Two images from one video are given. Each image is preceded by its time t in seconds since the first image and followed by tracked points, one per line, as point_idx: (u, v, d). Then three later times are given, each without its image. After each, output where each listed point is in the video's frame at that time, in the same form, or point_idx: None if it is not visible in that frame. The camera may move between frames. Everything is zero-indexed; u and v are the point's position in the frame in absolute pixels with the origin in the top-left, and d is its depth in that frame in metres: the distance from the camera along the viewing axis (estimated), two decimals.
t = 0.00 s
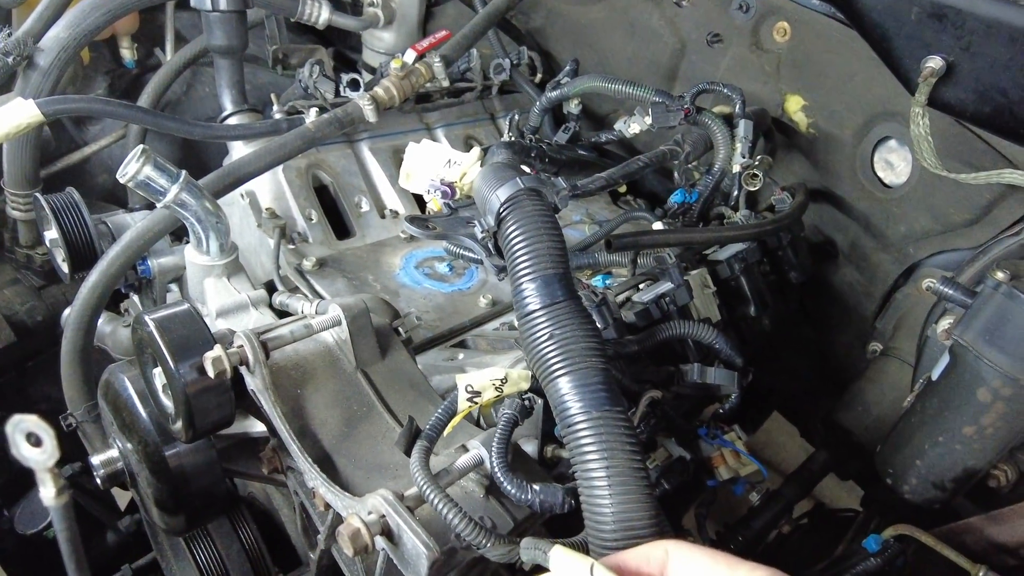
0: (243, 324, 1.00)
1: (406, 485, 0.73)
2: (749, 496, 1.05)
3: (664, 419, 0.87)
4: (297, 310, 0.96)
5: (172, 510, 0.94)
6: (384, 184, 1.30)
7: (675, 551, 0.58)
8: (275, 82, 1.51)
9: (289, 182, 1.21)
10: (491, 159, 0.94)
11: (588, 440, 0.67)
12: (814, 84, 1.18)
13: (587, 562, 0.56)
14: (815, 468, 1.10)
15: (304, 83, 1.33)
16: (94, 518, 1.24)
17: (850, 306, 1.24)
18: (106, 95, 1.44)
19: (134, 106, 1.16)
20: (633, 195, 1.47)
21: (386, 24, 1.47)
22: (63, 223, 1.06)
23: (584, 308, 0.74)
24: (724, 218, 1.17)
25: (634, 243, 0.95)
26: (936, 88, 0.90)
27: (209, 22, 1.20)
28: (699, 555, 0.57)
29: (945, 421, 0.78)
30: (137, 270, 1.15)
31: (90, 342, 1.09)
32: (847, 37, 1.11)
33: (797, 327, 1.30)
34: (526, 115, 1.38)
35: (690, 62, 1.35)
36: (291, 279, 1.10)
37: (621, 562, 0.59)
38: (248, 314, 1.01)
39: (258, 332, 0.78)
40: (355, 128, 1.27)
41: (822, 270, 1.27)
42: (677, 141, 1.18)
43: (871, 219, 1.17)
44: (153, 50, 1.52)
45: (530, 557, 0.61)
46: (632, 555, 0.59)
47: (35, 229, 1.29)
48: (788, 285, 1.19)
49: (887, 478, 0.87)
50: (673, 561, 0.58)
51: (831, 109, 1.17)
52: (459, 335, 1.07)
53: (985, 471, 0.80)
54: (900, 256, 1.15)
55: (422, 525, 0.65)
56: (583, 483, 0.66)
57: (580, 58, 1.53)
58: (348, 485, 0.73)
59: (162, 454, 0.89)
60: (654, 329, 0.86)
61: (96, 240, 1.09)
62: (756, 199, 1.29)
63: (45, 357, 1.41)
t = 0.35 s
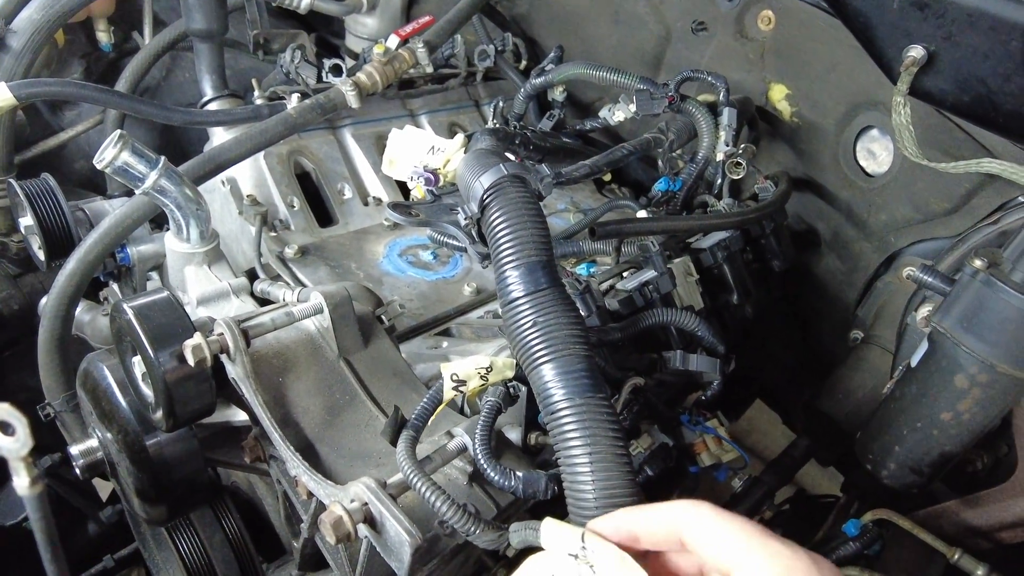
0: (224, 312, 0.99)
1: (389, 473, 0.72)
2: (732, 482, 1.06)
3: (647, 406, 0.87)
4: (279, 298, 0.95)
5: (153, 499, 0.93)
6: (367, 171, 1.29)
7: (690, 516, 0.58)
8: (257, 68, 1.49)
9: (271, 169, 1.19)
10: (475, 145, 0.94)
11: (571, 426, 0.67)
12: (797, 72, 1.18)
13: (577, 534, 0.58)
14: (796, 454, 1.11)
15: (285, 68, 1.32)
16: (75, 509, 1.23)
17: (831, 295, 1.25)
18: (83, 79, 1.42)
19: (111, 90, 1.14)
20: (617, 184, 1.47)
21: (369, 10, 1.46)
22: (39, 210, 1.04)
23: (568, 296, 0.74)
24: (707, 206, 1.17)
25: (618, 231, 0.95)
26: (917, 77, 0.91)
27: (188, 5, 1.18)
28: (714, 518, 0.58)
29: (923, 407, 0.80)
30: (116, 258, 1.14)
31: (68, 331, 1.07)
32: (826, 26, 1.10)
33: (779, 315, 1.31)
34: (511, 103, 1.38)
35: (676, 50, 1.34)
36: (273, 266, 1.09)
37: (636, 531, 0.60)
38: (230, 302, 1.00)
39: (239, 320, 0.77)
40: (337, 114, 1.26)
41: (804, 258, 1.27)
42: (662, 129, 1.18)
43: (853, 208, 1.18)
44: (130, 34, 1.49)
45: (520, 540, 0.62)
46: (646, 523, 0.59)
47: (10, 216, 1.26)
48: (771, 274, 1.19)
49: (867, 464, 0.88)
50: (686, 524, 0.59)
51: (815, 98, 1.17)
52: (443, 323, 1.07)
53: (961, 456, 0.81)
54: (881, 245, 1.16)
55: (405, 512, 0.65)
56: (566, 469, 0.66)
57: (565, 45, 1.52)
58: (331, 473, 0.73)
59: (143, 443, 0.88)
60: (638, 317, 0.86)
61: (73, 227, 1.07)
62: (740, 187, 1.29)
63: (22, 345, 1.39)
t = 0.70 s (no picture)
0: (209, 302, 0.99)
1: (375, 463, 0.72)
2: (719, 471, 1.07)
3: (635, 395, 0.88)
4: (265, 288, 0.94)
5: (139, 490, 0.93)
6: (354, 161, 1.28)
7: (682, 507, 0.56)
8: (243, 56, 1.47)
9: (257, 158, 1.18)
10: (463, 134, 0.93)
11: (559, 415, 0.67)
12: (786, 62, 1.18)
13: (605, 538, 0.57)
14: (784, 443, 1.12)
15: (271, 56, 1.31)
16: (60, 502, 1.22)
17: (819, 285, 1.25)
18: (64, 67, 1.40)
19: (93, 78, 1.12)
20: (607, 174, 1.47)
21: None
22: (20, 199, 1.03)
23: (556, 285, 0.74)
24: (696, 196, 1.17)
25: (607, 220, 0.95)
26: (905, 67, 0.91)
27: None
28: (707, 501, 0.56)
29: (908, 397, 0.80)
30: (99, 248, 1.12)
31: (51, 322, 1.06)
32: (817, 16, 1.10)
33: (768, 305, 1.32)
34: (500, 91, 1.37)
35: (665, 40, 1.34)
36: (259, 257, 1.08)
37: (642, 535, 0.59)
38: (215, 292, 0.99)
39: (223, 310, 0.76)
40: (323, 102, 1.25)
41: (792, 248, 1.28)
42: (651, 119, 1.18)
43: (841, 198, 1.18)
44: (114, 21, 1.47)
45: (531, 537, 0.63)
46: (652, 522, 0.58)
47: None
48: (759, 264, 1.19)
49: (852, 453, 0.89)
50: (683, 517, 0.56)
51: (802, 88, 1.17)
52: (432, 313, 1.06)
53: (945, 445, 0.82)
54: (869, 235, 1.16)
55: (391, 502, 0.64)
56: (554, 458, 0.66)
57: (554, 35, 1.51)
58: (317, 463, 0.73)
59: (127, 435, 0.87)
60: (626, 306, 0.86)
61: (55, 216, 1.06)
62: (728, 178, 1.29)
63: (4, 337, 1.37)
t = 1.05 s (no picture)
0: (196, 296, 0.98)
1: (363, 456, 0.72)
2: (707, 463, 1.07)
3: (622, 387, 0.88)
4: (252, 281, 0.94)
5: (126, 484, 0.92)
6: (343, 153, 1.28)
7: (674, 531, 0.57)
8: (231, 47, 1.46)
9: (245, 150, 1.18)
10: (452, 126, 0.93)
11: (546, 407, 0.67)
12: (775, 54, 1.18)
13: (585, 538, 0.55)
14: (772, 435, 1.12)
15: (259, 47, 1.30)
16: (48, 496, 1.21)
17: (808, 277, 1.25)
18: (48, 57, 1.38)
19: (78, 69, 1.11)
20: (597, 167, 1.47)
21: None
22: (4, 192, 1.02)
23: (544, 278, 0.74)
24: (685, 189, 1.18)
25: (595, 213, 0.95)
26: (892, 60, 0.91)
27: None
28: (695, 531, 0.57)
29: (894, 388, 0.81)
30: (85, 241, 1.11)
31: (36, 315, 1.05)
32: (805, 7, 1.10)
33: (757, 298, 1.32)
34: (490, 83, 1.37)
35: (655, 32, 1.34)
36: (247, 250, 1.08)
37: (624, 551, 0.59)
38: (202, 285, 0.99)
39: (209, 303, 0.76)
40: (312, 94, 1.24)
41: (781, 241, 1.28)
42: (640, 111, 1.18)
43: (829, 190, 1.19)
44: (99, 11, 1.45)
45: (511, 519, 0.64)
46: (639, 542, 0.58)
47: None
48: (748, 256, 1.20)
49: (839, 444, 0.89)
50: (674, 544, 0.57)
51: (791, 81, 1.17)
52: (421, 306, 1.06)
53: (930, 435, 0.83)
54: (857, 228, 1.17)
55: (378, 495, 0.64)
56: (541, 449, 0.66)
57: (545, 27, 1.51)
58: (304, 456, 0.72)
59: (114, 429, 0.87)
60: (614, 299, 0.86)
61: (40, 209, 1.05)
62: (718, 170, 1.29)
63: None
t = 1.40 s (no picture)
0: (185, 288, 0.97)
1: (352, 449, 0.72)
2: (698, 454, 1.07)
3: (613, 379, 0.88)
4: (240, 273, 0.93)
5: (115, 479, 0.92)
6: (333, 145, 1.27)
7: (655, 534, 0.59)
8: (219, 39, 1.45)
9: (233, 142, 1.17)
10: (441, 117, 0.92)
11: (535, 398, 0.67)
12: (766, 46, 1.18)
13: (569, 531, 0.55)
14: (763, 426, 1.13)
15: (248, 39, 1.28)
16: (37, 491, 1.21)
17: (799, 269, 1.26)
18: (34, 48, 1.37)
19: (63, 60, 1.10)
20: (588, 159, 1.46)
21: None
22: None
23: (533, 269, 0.74)
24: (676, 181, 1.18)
25: (585, 204, 0.95)
26: (882, 51, 0.91)
27: None
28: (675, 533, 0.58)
29: (884, 379, 0.81)
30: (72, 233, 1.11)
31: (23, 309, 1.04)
32: None
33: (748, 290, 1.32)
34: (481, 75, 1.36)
35: (647, 24, 1.33)
36: (236, 242, 1.07)
37: (604, 550, 0.59)
38: (191, 278, 0.98)
39: (197, 296, 0.76)
40: (301, 86, 1.23)
41: (772, 233, 1.28)
42: (631, 103, 1.18)
43: (820, 182, 1.19)
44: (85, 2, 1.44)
45: (497, 507, 0.63)
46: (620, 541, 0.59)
47: None
48: (739, 248, 1.20)
49: (829, 435, 0.89)
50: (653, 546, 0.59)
51: (782, 73, 1.17)
52: (411, 299, 1.06)
53: (919, 426, 0.83)
54: (847, 220, 1.17)
55: (367, 487, 0.64)
56: (530, 441, 0.66)
57: (536, 18, 1.50)
58: (293, 449, 0.72)
59: (102, 422, 0.86)
60: (604, 291, 0.86)
61: (26, 201, 1.04)
62: (709, 163, 1.29)
63: None
